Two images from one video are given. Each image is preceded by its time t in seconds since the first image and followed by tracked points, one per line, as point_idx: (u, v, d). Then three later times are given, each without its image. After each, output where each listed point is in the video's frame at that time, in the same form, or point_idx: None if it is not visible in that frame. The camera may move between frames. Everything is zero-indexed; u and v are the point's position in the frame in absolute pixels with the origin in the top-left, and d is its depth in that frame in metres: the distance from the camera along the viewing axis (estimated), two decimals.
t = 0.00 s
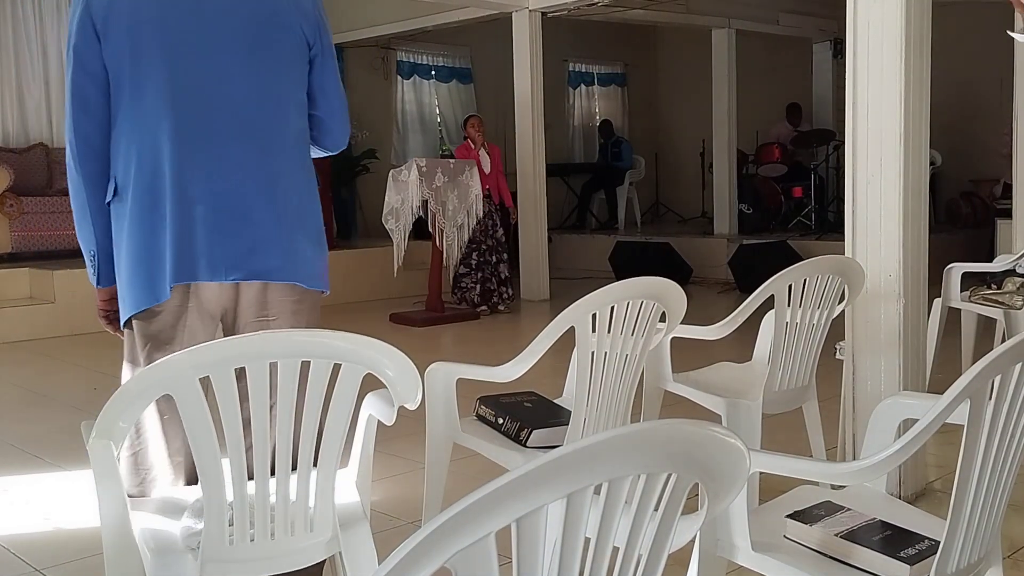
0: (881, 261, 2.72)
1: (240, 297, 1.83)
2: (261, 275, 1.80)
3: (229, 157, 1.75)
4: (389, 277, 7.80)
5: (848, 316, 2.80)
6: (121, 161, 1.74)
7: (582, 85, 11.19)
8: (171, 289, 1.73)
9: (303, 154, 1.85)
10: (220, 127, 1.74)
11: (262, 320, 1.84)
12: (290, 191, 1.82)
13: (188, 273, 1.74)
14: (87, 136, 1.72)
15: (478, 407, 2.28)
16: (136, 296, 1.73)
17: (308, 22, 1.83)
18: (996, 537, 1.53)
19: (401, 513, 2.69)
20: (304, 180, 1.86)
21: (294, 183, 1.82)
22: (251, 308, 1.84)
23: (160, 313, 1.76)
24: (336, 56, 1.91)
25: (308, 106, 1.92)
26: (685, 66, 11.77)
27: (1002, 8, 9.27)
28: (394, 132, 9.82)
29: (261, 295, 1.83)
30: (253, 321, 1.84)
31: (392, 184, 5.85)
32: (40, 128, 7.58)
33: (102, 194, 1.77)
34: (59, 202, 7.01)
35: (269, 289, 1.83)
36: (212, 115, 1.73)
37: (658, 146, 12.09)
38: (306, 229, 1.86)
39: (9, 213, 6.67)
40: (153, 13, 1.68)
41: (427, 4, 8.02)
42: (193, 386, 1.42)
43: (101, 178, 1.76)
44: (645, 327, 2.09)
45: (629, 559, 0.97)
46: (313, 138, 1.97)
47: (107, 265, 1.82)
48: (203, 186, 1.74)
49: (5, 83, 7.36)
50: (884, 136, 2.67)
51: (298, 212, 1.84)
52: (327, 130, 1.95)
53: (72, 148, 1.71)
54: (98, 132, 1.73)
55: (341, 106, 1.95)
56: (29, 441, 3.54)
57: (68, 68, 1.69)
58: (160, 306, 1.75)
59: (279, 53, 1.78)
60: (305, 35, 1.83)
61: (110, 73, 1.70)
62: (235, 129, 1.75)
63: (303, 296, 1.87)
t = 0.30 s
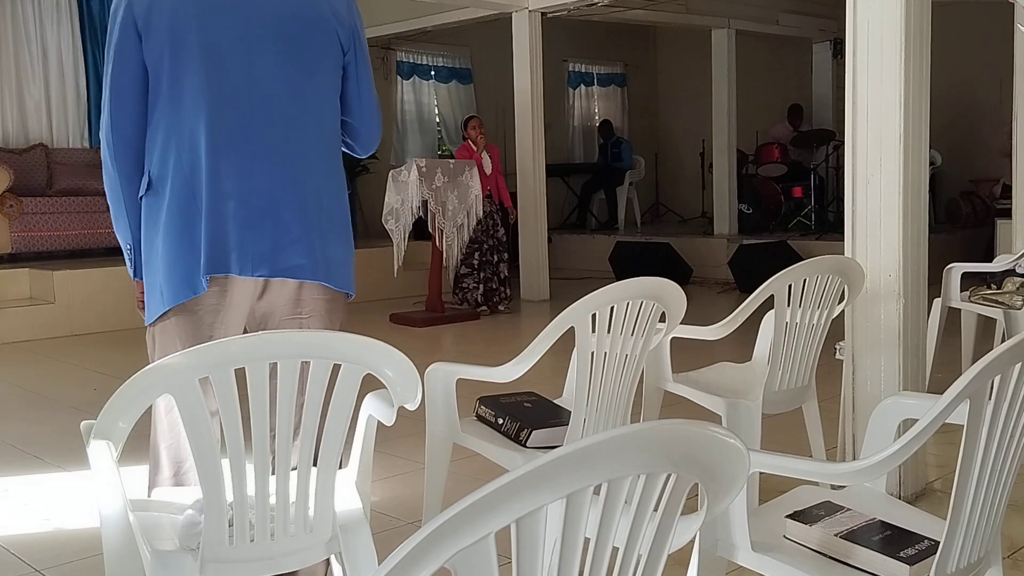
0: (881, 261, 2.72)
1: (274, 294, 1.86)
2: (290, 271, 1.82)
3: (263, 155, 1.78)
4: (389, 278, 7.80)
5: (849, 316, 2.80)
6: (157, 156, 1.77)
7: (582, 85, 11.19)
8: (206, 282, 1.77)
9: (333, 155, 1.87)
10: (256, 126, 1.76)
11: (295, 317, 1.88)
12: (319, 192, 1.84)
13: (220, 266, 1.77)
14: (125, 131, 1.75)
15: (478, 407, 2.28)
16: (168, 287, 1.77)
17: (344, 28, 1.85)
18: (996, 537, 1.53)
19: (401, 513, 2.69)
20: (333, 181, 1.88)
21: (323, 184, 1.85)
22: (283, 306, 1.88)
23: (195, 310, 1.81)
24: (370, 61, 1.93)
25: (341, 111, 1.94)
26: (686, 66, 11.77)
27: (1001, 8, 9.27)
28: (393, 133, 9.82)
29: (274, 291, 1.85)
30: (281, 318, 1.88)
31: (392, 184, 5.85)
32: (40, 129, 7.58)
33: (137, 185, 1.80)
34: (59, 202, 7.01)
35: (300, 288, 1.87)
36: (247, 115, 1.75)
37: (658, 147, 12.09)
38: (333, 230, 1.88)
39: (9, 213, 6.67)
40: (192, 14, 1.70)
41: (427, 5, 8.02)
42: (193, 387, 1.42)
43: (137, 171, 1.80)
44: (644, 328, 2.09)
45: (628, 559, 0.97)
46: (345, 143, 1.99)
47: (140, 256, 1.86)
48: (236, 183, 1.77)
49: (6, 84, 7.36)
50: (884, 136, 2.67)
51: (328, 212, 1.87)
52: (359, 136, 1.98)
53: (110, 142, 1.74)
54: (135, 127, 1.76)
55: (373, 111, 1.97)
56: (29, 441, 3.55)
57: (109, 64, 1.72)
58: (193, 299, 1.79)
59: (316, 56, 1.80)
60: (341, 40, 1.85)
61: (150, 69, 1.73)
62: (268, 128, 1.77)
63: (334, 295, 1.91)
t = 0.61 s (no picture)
0: (880, 260, 2.72)
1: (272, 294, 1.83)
2: (288, 273, 1.80)
3: (262, 154, 1.77)
4: (389, 278, 7.80)
5: (848, 316, 2.80)
6: (158, 155, 1.78)
7: (582, 85, 11.20)
8: (202, 282, 1.76)
9: (334, 156, 1.86)
10: (256, 125, 1.76)
11: (293, 319, 1.85)
12: (320, 193, 1.83)
13: (217, 266, 1.77)
14: (128, 130, 1.76)
15: (478, 408, 2.27)
16: (165, 286, 1.76)
17: (347, 29, 1.85)
18: (996, 537, 1.53)
19: (401, 513, 2.69)
20: (335, 182, 1.86)
21: (325, 185, 1.83)
22: (280, 307, 1.85)
23: (192, 308, 1.79)
24: (374, 63, 1.92)
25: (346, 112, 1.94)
26: (685, 66, 11.78)
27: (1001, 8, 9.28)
28: (393, 133, 9.82)
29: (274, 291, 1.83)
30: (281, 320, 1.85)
31: (392, 185, 5.85)
32: (40, 129, 7.58)
33: (141, 185, 1.82)
34: (59, 203, 7.01)
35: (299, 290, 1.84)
36: (249, 115, 1.75)
37: (658, 147, 12.10)
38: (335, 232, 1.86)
39: (9, 213, 6.66)
40: (195, 14, 1.71)
41: (427, 5, 8.03)
42: (193, 388, 1.42)
43: (141, 170, 1.81)
44: (644, 328, 2.09)
45: (628, 559, 0.97)
46: (350, 145, 1.99)
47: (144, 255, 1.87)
48: (236, 182, 1.76)
49: (6, 84, 7.36)
50: (884, 136, 2.67)
51: (328, 214, 1.85)
52: (363, 138, 1.97)
53: (114, 141, 1.76)
54: (138, 126, 1.77)
55: (377, 113, 1.96)
56: (29, 441, 3.55)
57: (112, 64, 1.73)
58: (190, 299, 1.78)
59: (318, 57, 1.80)
60: (344, 41, 1.85)
61: (153, 69, 1.74)
62: (270, 128, 1.77)
63: (335, 296, 1.88)
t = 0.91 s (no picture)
0: (880, 260, 2.72)
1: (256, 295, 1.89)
2: (275, 273, 1.85)
3: (247, 154, 1.81)
4: (389, 278, 7.80)
5: (849, 316, 2.80)
6: (140, 155, 1.79)
7: (582, 85, 11.19)
8: (191, 282, 1.79)
9: (318, 155, 1.90)
10: (239, 125, 1.80)
11: (278, 319, 1.91)
12: (304, 192, 1.87)
13: (205, 266, 1.79)
14: (107, 130, 1.77)
15: (478, 408, 2.27)
16: (152, 286, 1.78)
17: (329, 31, 1.90)
18: (996, 537, 1.53)
19: (401, 514, 2.69)
20: (319, 181, 1.91)
21: (309, 184, 1.88)
22: (275, 304, 1.89)
23: (182, 318, 1.83)
24: (353, 64, 1.98)
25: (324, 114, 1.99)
26: (685, 67, 11.78)
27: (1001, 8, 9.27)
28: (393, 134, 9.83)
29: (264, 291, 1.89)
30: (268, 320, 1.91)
31: (392, 185, 5.85)
32: (39, 130, 7.58)
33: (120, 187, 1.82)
34: (58, 203, 7.00)
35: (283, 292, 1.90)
36: (233, 115, 1.79)
37: (658, 147, 12.10)
38: (319, 230, 1.91)
39: (9, 214, 6.67)
40: (177, 14, 1.74)
41: (426, 6, 8.03)
42: (193, 388, 1.41)
43: (119, 172, 1.82)
44: (644, 328, 2.09)
45: (628, 560, 0.97)
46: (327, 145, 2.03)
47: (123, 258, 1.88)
48: (221, 182, 1.79)
49: (5, 84, 7.37)
50: (884, 137, 2.67)
51: (313, 213, 1.90)
52: (341, 139, 2.02)
53: (90, 141, 1.76)
54: (117, 126, 1.79)
55: (355, 114, 2.01)
56: (29, 442, 3.54)
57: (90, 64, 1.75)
58: (176, 299, 1.81)
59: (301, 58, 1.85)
60: (326, 43, 1.90)
61: (132, 70, 1.76)
62: (254, 128, 1.81)
63: (320, 297, 1.95)
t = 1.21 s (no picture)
0: (880, 260, 2.72)
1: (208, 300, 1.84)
2: (227, 277, 1.81)
3: (197, 157, 1.77)
4: (389, 278, 7.80)
5: (849, 316, 2.80)
6: (91, 160, 1.76)
7: (582, 86, 11.19)
8: (136, 289, 1.76)
9: (275, 156, 1.84)
10: (189, 128, 1.75)
11: (228, 326, 1.86)
12: (259, 195, 1.82)
13: (153, 272, 1.76)
14: (58, 135, 1.75)
15: (478, 408, 2.27)
16: (99, 292, 1.76)
17: (286, 27, 1.83)
18: (996, 537, 1.53)
19: (400, 514, 2.69)
20: (276, 182, 1.85)
21: (263, 186, 1.82)
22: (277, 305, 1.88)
23: (125, 312, 1.78)
24: (315, 60, 1.90)
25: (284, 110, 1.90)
26: (685, 66, 11.77)
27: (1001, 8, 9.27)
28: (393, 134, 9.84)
29: (238, 299, 1.85)
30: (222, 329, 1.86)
31: (392, 185, 5.85)
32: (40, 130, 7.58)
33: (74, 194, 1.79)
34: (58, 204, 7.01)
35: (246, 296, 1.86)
36: (182, 117, 1.75)
37: (657, 148, 12.10)
38: (276, 232, 1.85)
39: (9, 214, 6.69)
40: (124, 16, 1.70)
41: (427, 6, 8.03)
42: (193, 389, 1.42)
43: (73, 176, 1.79)
44: (644, 328, 2.09)
45: (629, 559, 0.97)
46: (290, 141, 1.95)
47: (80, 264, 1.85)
48: (170, 187, 1.76)
49: (6, 85, 7.37)
50: (883, 137, 2.67)
51: (269, 215, 1.84)
52: (305, 135, 1.93)
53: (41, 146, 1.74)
54: (69, 131, 1.76)
55: (319, 111, 1.93)
56: (29, 442, 3.55)
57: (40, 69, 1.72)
58: (125, 306, 1.78)
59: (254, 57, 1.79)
60: (283, 40, 1.83)
61: (81, 73, 1.73)
62: (205, 130, 1.77)
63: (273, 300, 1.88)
